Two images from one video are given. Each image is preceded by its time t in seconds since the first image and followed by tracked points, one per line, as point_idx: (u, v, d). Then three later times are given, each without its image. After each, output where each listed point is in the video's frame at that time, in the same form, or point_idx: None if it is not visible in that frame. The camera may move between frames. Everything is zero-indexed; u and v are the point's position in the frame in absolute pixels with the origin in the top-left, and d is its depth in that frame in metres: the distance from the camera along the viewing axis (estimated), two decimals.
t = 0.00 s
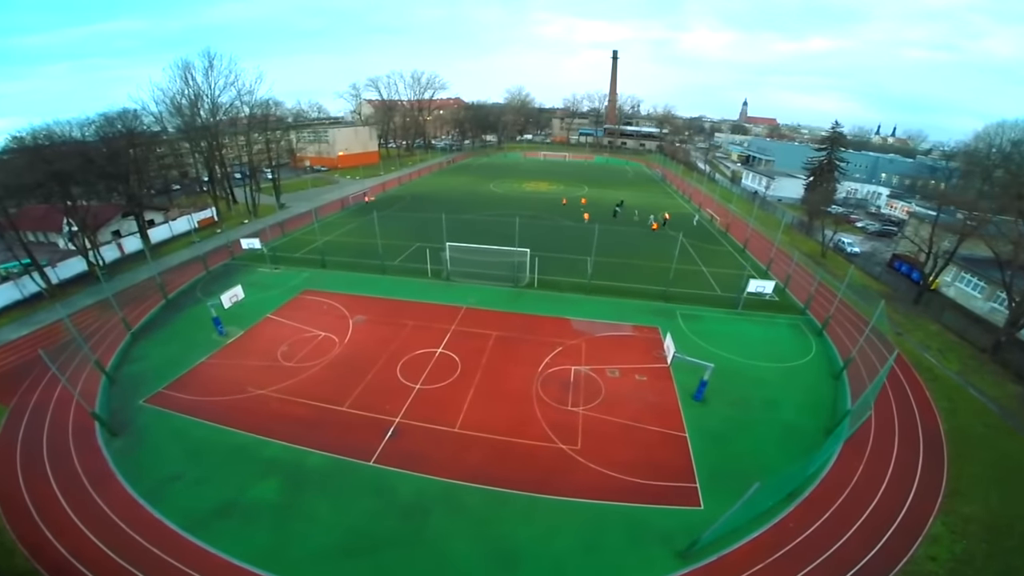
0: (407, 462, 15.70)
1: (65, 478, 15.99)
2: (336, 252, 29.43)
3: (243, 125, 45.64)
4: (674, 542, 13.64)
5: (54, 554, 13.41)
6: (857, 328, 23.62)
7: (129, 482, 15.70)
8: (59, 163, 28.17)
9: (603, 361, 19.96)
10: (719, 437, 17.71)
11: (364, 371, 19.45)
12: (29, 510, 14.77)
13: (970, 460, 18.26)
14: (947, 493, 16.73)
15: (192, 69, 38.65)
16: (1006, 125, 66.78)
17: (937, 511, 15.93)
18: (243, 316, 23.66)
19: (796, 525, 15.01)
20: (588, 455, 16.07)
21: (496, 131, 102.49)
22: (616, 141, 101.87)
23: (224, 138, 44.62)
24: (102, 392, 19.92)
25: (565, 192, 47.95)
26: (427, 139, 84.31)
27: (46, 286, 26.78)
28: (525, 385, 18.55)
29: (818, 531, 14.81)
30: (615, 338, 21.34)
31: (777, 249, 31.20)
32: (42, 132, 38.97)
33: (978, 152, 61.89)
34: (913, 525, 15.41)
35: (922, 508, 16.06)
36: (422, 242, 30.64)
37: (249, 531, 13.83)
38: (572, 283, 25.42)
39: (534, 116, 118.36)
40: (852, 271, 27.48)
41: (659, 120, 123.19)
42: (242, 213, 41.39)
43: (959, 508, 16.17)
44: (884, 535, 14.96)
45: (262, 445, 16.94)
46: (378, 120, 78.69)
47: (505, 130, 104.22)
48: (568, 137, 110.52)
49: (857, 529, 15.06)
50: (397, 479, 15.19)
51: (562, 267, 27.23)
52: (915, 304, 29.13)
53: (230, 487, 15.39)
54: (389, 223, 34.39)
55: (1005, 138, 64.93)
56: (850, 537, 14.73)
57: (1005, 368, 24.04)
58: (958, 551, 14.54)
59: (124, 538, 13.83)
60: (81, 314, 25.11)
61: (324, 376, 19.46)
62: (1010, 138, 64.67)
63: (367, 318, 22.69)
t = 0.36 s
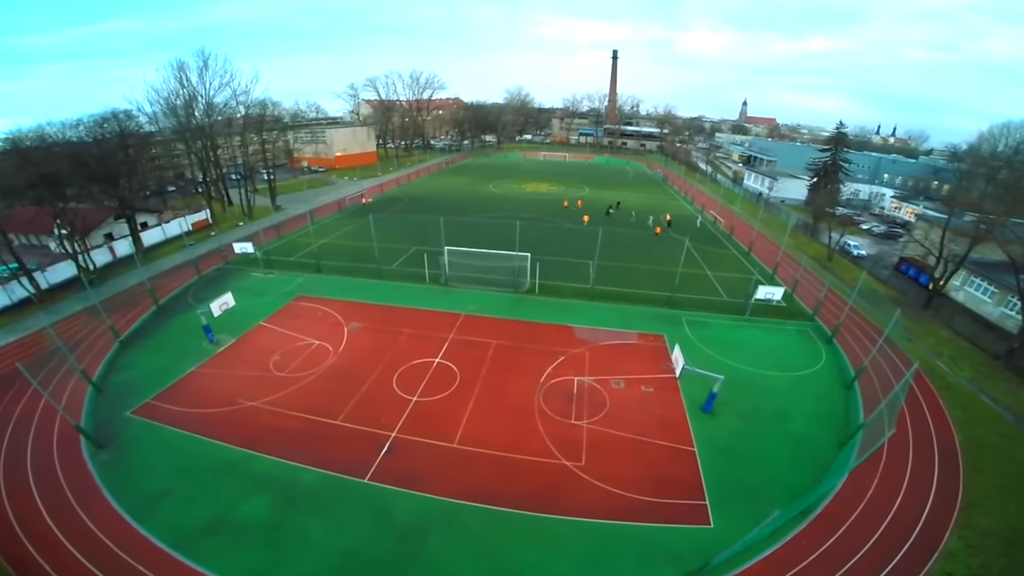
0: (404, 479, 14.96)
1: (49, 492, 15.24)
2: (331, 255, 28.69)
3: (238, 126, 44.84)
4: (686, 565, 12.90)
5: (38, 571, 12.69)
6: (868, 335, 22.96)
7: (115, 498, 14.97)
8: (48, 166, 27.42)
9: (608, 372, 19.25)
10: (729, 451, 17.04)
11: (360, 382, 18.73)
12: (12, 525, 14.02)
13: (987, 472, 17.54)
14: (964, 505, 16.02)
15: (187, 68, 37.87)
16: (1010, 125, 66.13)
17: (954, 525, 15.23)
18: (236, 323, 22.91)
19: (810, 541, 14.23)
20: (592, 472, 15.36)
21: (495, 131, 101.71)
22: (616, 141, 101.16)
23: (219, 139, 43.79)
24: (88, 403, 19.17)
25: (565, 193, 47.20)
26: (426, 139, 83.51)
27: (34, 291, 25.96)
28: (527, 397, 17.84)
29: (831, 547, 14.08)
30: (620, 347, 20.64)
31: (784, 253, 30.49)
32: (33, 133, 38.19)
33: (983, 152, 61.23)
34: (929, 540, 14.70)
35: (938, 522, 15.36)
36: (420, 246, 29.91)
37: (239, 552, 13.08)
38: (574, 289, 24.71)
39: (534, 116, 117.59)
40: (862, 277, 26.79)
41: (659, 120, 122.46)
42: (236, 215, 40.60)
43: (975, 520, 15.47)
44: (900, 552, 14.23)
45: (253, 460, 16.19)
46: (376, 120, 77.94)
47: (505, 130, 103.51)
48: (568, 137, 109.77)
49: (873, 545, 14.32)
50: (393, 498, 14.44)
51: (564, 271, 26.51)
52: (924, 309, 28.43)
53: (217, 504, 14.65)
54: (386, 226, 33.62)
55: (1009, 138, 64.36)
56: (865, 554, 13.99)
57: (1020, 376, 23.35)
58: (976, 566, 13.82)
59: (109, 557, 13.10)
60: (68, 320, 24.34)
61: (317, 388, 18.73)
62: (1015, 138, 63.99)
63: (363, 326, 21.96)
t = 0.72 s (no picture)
0: (400, 499, 14.22)
1: (32, 506, 14.51)
2: (325, 260, 27.95)
3: (233, 126, 44.06)
4: None
5: None
6: (879, 344, 22.33)
7: (99, 514, 14.26)
8: (34, 168, 26.57)
9: (612, 383, 18.56)
10: (739, 467, 16.33)
11: (354, 395, 18.02)
12: None
13: (1004, 484, 16.79)
14: (981, 519, 15.29)
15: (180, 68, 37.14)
16: (1014, 125, 65.51)
17: (970, 540, 14.51)
18: (227, 332, 22.18)
19: (823, 559, 13.39)
20: (597, 490, 14.65)
21: (494, 131, 100.85)
22: (616, 141, 100.42)
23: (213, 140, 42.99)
24: (72, 415, 18.41)
25: (566, 195, 46.46)
26: (424, 140, 82.67)
27: (22, 297, 25.07)
28: (528, 410, 17.12)
29: (846, 564, 13.29)
30: (624, 357, 19.94)
31: (790, 256, 29.78)
32: (22, 134, 37.32)
33: (987, 153, 60.59)
34: (945, 557, 13.97)
35: (954, 536, 14.67)
36: (416, 250, 29.16)
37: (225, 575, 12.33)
38: (576, 295, 24.00)
39: (533, 116, 116.77)
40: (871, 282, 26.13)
41: (659, 120, 121.69)
42: (230, 217, 39.78)
43: (994, 535, 14.74)
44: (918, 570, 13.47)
45: (242, 477, 15.43)
46: (375, 120, 77.11)
47: (504, 130, 102.75)
48: (567, 137, 109.02)
49: (887, 562, 13.56)
50: (388, 519, 13.68)
51: (565, 276, 25.79)
52: (933, 314, 27.76)
53: (202, 524, 13.89)
54: (382, 229, 32.84)
55: (1013, 138, 63.71)
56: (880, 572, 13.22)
57: None
58: None
59: None
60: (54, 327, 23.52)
61: (310, 401, 18.00)
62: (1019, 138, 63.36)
63: (358, 334, 21.23)
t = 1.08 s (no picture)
0: (396, 521, 13.47)
1: (11, 525, 13.79)
2: (320, 264, 27.19)
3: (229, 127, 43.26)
4: None
5: None
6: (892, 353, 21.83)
7: (81, 534, 13.54)
8: (19, 170, 25.72)
9: (618, 395, 17.88)
10: (751, 484, 15.61)
11: (349, 408, 17.32)
12: None
13: None
14: (1000, 534, 14.60)
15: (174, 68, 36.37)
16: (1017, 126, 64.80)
17: (988, 557, 13.84)
18: (218, 340, 21.46)
19: None
20: (602, 510, 13.95)
21: (493, 131, 100.06)
22: (616, 141, 99.71)
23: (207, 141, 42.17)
24: (56, 427, 17.66)
25: (567, 196, 45.69)
26: (423, 140, 81.92)
27: (10, 303, 24.14)
28: (529, 425, 16.42)
29: None
30: (629, 367, 19.24)
31: (797, 260, 29.09)
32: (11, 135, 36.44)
33: (991, 154, 59.88)
34: None
35: (971, 552, 14.02)
36: (414, 254, 28.42)
37: None
38: (578, 302, 23.27)
39: (533, 115, 115.83)
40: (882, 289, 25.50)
41: (659, 120, 120.89)
42: (223, 219, 39.01)
43: (1012, 551, 14.04)
44: None
45: (232, 495, 14.67)
46: (373, 120, 76.28)
47: (504, 130, 102.03)
48: (567, 137, 108.37)
49: None
50: (384, 541, 12.95)
51: (566, 282, 25.06)
52: (944, 320, 27.02)
53: (188, 545, 13.14)
54: (379, 232, 32.08)
55: (1017, 139, 63.02)
56: None
57: None
58: None
59: None
60: (40, 335, 22.71)
61: (302, 416, 17.26)
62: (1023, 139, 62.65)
63: (352, 343, 20.49)
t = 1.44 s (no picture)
0: (393, 543, 12.75)
1: None
2: (315, 270, 26.43)
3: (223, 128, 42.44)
4: None
5: None
6: (905, 362, 21.37)
7: (62, 556, 12.83)
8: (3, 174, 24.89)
9: (624, 408, 17.23)
10: (763, 501, 14.93)
11: (343, 423, 16.62)
12: None
13: None
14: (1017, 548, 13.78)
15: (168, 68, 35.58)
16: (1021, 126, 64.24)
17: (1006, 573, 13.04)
18: (209, 350, 20.75)
19: None
20: (609, 531, 13.27)
21: (492, 131, 99.21)
22: (616, 141, 98.98)
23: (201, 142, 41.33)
24: (39, 441, 16.92)
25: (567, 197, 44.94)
26: (421, 140, 81.10)
27: None
28: (532, 441, 15.76)
29: None
30: (634, 378, 18.59)
31: (804, 264, 28.47)
32: None
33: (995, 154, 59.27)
34: None
35: (989, 568, 13.22)
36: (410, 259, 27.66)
37: None
38: (581, 309, 22.59)
39: (532, 115, 114.95)
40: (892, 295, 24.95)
41: (659, 120, 120.16)
42: (216, 221, 38.22)
43: None
44: None
45: (220, 514, 13.94)
46: (371, 120, 75.40)
47: (503, 130, 101.27)
48: (567, 138, 107.71)
49: None
50: (379, 565, 12.23)
51: (568, 288, 24.35)
52: (955, 325, 26.34)
53: (173, 568, 12.40)
54: (375, 235, 31.31)
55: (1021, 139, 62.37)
56: None
57: None
58: None
59: None
60: (25, 343, 21.91)
61: (295, 431, 16.56)
62: None
63: (347, 354, 19.78)
